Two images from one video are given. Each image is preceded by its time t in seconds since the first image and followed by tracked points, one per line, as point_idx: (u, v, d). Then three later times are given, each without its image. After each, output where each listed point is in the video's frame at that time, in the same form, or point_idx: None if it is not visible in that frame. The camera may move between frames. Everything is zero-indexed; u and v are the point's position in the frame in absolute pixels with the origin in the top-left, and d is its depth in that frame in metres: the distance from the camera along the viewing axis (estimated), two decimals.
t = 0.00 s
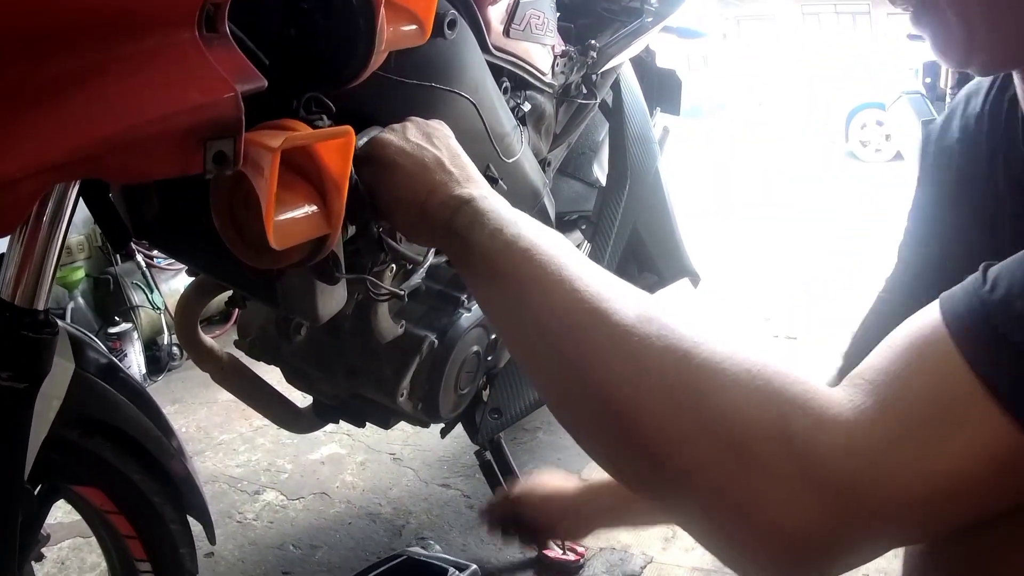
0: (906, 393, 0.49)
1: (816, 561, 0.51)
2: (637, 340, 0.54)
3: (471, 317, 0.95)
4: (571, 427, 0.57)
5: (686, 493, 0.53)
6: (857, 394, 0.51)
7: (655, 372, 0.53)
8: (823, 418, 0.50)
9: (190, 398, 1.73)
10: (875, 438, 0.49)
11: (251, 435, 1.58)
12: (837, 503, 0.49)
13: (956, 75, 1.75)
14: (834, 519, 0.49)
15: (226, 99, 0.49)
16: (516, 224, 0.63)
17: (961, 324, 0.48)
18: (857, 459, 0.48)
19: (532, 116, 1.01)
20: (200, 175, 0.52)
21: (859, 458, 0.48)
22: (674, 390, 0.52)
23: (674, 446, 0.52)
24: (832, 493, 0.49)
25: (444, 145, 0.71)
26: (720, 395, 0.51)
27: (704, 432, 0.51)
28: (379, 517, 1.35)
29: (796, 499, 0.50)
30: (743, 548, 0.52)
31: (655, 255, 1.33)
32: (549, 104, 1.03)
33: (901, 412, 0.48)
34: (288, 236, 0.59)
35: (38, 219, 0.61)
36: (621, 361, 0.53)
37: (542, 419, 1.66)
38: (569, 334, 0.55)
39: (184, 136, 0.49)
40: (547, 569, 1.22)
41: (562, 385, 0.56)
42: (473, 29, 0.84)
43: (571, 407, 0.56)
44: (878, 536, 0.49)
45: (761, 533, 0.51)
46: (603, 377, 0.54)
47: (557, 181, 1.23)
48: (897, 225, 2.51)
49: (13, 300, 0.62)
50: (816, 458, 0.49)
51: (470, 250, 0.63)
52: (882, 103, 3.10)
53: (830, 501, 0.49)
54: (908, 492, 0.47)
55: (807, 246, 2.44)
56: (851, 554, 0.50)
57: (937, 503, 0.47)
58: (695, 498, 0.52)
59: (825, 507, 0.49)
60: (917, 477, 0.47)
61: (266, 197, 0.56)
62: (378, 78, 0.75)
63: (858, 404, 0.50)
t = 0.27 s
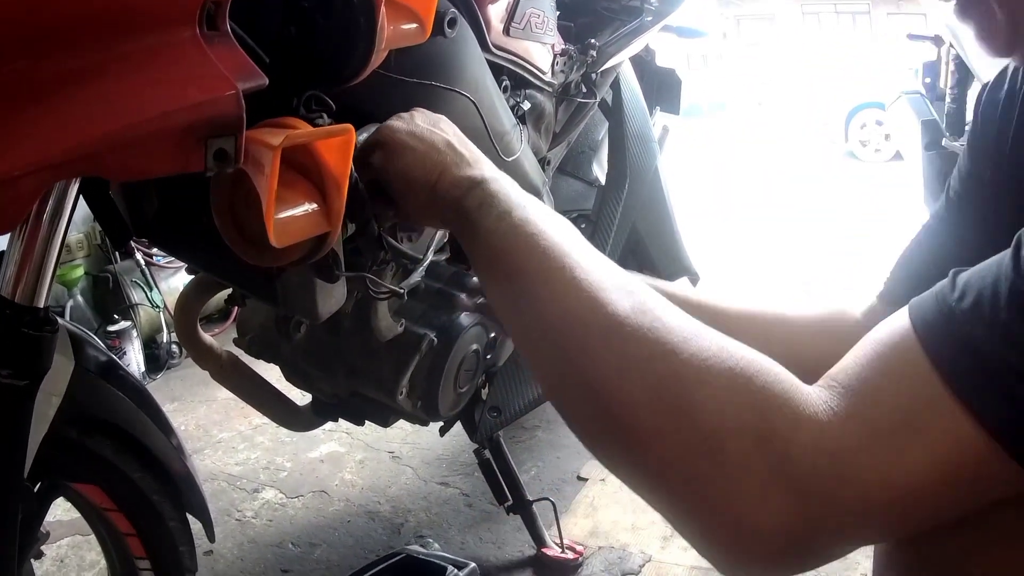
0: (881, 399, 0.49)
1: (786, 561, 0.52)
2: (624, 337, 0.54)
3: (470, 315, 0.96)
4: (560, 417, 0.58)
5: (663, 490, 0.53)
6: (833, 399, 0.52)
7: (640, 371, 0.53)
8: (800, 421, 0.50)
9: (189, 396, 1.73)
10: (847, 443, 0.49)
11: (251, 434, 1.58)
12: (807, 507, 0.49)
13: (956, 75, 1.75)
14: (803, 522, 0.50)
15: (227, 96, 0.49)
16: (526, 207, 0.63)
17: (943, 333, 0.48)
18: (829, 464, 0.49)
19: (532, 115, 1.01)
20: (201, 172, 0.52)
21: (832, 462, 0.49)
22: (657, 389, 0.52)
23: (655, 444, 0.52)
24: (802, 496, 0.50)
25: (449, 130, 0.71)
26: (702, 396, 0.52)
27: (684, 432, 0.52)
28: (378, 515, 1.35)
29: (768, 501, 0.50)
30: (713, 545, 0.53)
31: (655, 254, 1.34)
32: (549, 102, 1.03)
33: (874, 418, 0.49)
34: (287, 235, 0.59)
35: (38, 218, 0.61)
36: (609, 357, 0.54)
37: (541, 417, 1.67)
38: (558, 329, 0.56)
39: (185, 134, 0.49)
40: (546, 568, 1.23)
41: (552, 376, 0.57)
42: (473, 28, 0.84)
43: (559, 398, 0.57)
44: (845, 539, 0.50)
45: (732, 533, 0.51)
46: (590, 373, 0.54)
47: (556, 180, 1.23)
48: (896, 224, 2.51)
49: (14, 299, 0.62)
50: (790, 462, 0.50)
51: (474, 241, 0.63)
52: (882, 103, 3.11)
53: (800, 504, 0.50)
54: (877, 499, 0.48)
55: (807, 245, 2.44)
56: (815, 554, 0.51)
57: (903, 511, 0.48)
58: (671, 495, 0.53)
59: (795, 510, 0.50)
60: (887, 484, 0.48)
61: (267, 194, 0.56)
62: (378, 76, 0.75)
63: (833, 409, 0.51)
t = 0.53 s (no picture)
0: (902, 382, 0.50)
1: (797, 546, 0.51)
2: (648, 318, 0.53)
3: (471, 314, 0.96)
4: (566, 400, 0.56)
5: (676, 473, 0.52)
6: (850, 382, 0.52)
7: (663, 351, 0.52)
8: (820, 403, 0.50)
9: (189, 394, 1.73)
10: (869, 425, 0.49)
11: (251, 432, 1.58)
12: (826, 489, 0.49)
13: (956, 75, 1.75)
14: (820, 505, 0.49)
15: (231, 92, 0.50)
16: (533, 196, 0.62)
17: (961, 320, 0.50)
18: (851, 446, 0.49)
19: (533, 113, 1.01)
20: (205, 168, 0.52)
21: (853, 445, 0.49)
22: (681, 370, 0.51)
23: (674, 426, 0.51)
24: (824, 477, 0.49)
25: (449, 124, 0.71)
26: (726, 377, 0.51)
27: (707, 413, 0.51)
28: (378, 514, 1.35)
29: (788, 483, 0.49)
30: (725, 528, 0.52)
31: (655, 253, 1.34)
32: (550, 101, 1.03)
33: (896, 400, 0.49)
34: (290, 232, 0.59)
35: (40, 216, 0.61)
36: (629, 337, 0.53)
37: (541, 416, 1.67)
38: (575, 308, 0.55)
39: (188, 129, 0.49)
40: (546, 566, 1.23)
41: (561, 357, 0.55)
42: (476, 26, 0.84)
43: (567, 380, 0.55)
44: (858, 524, 0.50)
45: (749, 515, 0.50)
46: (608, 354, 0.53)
47: (558, 178, 1.24)
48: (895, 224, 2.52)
49: (15, 296, 0.62)
50: (813, 443, 0.49)
51: (480, 229, 0.62)
52: (881, 103, 3.12)
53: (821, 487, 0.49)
54: (898, 482, 0.48)
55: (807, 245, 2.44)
56: (824, 540, 0.51)
57: (922, 494, 0.48)
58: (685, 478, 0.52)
59: (814, 493, 0.49)
60: (908, 466, 0.48)
61: (270, 191, 0.56)
62: (380, 74, 0.75)
63: (852, 392, 0.51)
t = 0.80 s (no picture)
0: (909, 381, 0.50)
1: (801, 543, 0.51)
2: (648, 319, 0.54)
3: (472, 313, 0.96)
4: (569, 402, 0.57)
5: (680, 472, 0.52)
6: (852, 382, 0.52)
7: (664, 353, 0.52)
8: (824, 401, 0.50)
9: (189, 393, 1.73)
10: (876, 422, 0.49)
11: (251, 430, 1.58)
12: (833, 487, 0.49)
13: (956, 75, 1.75)
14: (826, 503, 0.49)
15: (233, 91, 0.49)
16: (532, 211, 0.64)
17: (971, 316, 0.49)
18: (857, 443, 0.49)
19: (534, 112, 1.01)
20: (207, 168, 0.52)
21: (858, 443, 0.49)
22: (686, 369, 0.52)
23: (679, 424, 0.51)
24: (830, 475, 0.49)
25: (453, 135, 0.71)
26: (730, 376, 0.51)
27: (713, 411, 0.51)
28: (378, 512, 1.35)
29: (795, 481, 0.49)
30: (731, 525, 0.52)
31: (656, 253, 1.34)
32: (552, 100, 1.03)
33: (902, 398, 0.49)
34: (292, 232, 0.59)
35: (41, 216, 0.61)
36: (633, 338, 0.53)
37: (541, 415, 1.67)
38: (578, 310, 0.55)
39: (189, 128, 0.49)
40: (546, 565, 1.23)
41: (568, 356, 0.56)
42: (477, 25, 0.84)
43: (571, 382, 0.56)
44: (863, 521, 0.50)
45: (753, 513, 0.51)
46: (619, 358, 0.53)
47: (559, 177, 1.24)
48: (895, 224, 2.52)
49: (16, 295, 0.62)
50: (819, 441, 0.49)
51: (484, 237, 0.63)
52: (882, 103, 3.12)
53: (826, 486, 0.49)
54: (901, 481, 0.48)
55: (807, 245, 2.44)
56: (828, 538, 0.51)
57: (926, 492, 0.48)
58: (690, 476, 0.52)
59: (820, 491, 0.49)
60: (913, 463, 0.48)
61: (272, 190, 0.56)
62: (382, 74, 0.75)
63: (858, 389, 0.51)
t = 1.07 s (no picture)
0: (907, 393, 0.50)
1: (805, 559, 0.50)
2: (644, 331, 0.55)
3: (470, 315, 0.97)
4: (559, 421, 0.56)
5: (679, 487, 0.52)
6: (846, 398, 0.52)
7: (659, 368, 0.52)
8: (820, 412, 0.50)
9: (189, 393, 1.73)
10: (874, 433, 0.49)
11: (251, 430, 1.58)
12: (834, 499, 0.48)
13: (956, 76, 1.75)
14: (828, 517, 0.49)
15: (231, 96, 0.50)
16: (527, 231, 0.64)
17: (969, 325, 0.50)
18: (857, 454, 0.49)
19: (534, 114, 1.01)
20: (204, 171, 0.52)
21: (857, 453, 0.49)
22: (683, 380, 0.52)
23: (677, 435, 0.51)
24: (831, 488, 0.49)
25: (446, 151, 0.72)
26: (727, 388, 0.52)
27: (711, 421, 0.51)
28: (377, 513, 1.35)
29: (796, 494, 0.49)
30: (734, 542, 0.52)
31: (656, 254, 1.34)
32: (551, 101, 1.03)
33: (902, 409, 0.49)
34: (291, 234, 0.59)
35: (42, 215, 0.61)
36: (629, 350, 0.53)
37: (541, 415, 1.67)
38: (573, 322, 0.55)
39: (187, 132, 0.49)
40: (545, 566, 1.23)
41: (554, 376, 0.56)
42: (477, 27, 0.84)
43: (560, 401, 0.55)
44: (867, 537, 0.49)
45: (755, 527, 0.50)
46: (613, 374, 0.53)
47: (558, 178, 1.24)
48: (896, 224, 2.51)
49: (16, 297, 0.62)
50: (818, 452, 0.49)
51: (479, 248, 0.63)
52: (883, 102, 3.11)
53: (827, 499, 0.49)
54: (901, 494, 0.48)
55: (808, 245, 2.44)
56: (833, 555, 0.50)
57: (932, 504, 0.48)
58: (690, 490, 0.51)
59: (820, 504, 0.49)
60: (915, 474, 0.47)
61: (270, 193, 0.56)
62: (381, 76, 0.75)
63: (855, 401, 0.51)
